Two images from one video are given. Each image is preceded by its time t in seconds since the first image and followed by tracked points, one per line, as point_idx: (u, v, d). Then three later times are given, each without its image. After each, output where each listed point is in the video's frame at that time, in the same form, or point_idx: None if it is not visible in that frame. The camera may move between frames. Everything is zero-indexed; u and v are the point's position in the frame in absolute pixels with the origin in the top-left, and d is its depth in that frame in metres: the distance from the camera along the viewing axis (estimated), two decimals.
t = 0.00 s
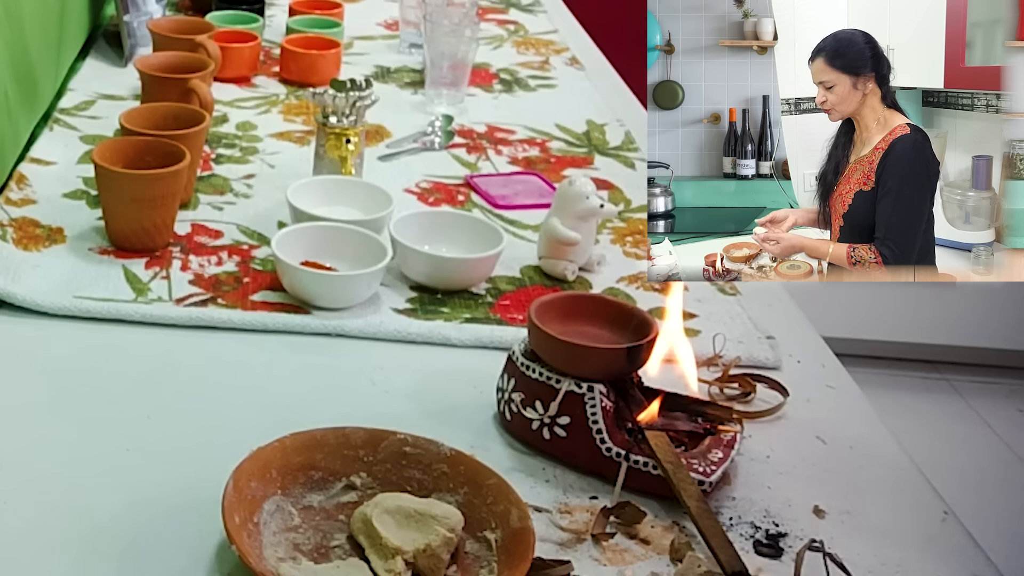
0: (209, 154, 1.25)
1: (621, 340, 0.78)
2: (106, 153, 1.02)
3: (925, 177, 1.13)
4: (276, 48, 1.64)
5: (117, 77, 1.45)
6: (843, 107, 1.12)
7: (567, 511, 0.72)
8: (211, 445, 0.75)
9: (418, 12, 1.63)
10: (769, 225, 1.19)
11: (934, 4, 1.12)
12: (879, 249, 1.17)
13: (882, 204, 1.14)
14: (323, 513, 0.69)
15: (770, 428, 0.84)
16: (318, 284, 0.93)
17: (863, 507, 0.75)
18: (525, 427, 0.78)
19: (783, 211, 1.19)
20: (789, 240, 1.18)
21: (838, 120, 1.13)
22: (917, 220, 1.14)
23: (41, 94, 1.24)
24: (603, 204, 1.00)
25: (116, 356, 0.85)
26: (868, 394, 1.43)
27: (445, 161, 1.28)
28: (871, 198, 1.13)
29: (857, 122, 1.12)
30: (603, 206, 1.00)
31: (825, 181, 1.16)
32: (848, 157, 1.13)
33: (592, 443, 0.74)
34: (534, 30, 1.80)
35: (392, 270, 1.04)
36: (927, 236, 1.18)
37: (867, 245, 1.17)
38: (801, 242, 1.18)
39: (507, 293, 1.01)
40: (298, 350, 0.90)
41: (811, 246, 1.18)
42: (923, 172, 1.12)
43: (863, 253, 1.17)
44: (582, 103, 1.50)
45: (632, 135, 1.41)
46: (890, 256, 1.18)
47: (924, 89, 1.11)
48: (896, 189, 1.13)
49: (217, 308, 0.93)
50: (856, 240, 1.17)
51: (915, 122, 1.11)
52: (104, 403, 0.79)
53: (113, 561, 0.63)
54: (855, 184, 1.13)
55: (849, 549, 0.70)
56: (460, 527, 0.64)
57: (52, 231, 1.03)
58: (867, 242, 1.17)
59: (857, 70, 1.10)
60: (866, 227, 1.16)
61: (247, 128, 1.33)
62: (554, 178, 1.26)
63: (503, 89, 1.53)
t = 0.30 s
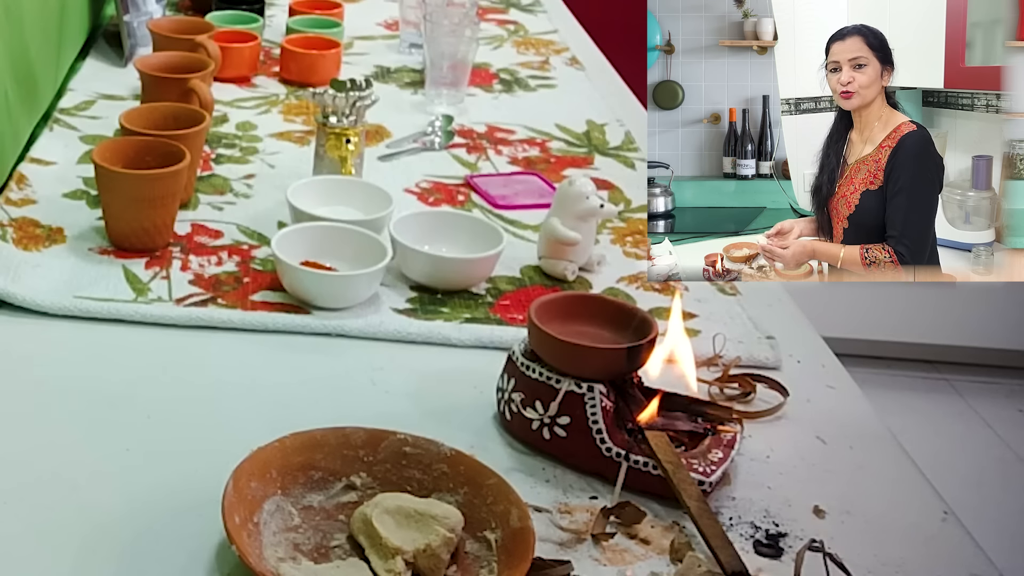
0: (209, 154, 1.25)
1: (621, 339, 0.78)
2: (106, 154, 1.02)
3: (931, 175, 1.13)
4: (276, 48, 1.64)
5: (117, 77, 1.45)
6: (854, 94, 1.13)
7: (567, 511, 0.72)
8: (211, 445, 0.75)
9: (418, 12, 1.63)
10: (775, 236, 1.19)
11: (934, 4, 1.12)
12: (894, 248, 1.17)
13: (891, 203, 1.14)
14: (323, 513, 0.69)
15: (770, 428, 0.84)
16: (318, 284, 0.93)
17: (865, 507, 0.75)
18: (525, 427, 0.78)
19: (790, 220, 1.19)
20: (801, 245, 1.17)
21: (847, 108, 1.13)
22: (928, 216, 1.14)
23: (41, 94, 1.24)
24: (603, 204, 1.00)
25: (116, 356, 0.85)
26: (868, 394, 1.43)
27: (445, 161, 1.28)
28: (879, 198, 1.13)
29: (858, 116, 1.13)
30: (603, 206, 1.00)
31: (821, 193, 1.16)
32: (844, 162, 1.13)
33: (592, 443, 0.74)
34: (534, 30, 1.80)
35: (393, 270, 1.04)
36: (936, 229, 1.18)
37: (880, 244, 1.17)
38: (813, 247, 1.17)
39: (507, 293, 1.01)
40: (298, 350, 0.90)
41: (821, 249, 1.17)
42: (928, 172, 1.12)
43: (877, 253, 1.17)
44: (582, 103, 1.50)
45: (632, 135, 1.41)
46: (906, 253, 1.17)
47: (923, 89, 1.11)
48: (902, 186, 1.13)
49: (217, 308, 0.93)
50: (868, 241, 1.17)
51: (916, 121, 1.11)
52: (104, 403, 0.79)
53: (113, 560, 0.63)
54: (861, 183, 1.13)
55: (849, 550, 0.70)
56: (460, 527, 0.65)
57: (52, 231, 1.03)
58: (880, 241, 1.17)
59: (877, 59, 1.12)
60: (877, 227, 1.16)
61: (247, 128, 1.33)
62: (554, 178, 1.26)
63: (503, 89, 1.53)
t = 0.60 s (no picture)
0: (209, 154, 1.25)
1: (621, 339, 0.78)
2: (106, 153, 1.02)
3: (935, 177, 1.12)
4: (276, 48, 1.64)
5: (117, 77, 1.45)
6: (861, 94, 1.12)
7: (567, 511, 0.72)
8: (211, 445, 0.75)
9: (418, 12, 1.63)
10: (774, 235, 1.19)
11: (935, 3, 1.11)
12: (897, 252, 1.16)
13: (895, 205, 1.13)
14: (323, 513, 0.69)
15: (770, 428, 0.84)
16: (318, 284, 0.93)
17: (865, 507, 0.75)
18: (525, 427, 0.78)
19: (791, 220, 1.18)
20: (802, 246, 1.17)
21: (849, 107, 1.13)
22: (932, 217, 1.14)
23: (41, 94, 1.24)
24: (603, 204, 1.00)
25: (115, 356, 0.85)
26: (868, 394, 1.43)
27: (445, 161, 1.28)
28: (883, 200, 1.12)
29: (862, 116, 1.12)
30: (603, 206, 1.00)
31: (823, 196, 1.16)
32: (847, 164, 1.13)
33: (592, 443, 0.74)
34: (534, 30, 1.80)
35: (393, 270, 1.04)
36: (940, 231, 1.17)
37: (883, 247, 1.16)
38: (816, 250, 1.17)
39: (507, 293, 1.01)
40: (298, 350, 0.90)
41: (823, 252, 1.17)
42: (932, 174, 1.12)
43: (880, 256, 1.17)
44: (581, 103, 1.50)
45: (632, 135, 1.41)
46: (908, 256, 1.17)
47: (923, 89, 1.10)
48: (907, 188, 1.12)
49: (217, 308, 0.93)
50: (870, 244, 1.16)
51: (920, 121, 1.10)
52: (104, 403, 0.79)
53: (113, 560, 0.63)
54: (864, 185, 1.12)
55: (849, 550, 0.70)
56: (460, 527, 0.65)
57: (52, 231, 1.03)
58: (883, 245, 1.16)
59: (885, 59, 1.11)
60: (880, 230, 1.15)
61: (247, 128, 1.33)
62: (554, 178, 1.26)
63: (503, 89, 1.53)
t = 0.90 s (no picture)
0: (209, 154, 1.25)
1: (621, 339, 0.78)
2: (106, 154, 1.02)
3: (937, 178, 1.13)
4: (276, 48, 1.64)
5: (117, 77, 1.45)
6: (865, 93, 1.12)
7: (567, 511, 0.72)
8: (211, 445, 0.75)
9: (418, 12, 1.63)
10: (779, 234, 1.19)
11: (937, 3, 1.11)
12: (898, 253, 1.17)
13: (895, 205, 1.13)
14: (323, 513, 0.69)
15: (770, 428, 0.84)
16: (318, 284, 0.93)
17: (865, 507, 0.75)
18: (525, 427, 0.78)
19: (793, 220, 1.18)
20: (803, 246, 1.17)
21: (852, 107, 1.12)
22: (932, 218, 1.15)
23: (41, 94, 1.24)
24: (603, 204, 1.00)
25: (115, 356, 0.85)
26: (867, 394, 1.43)
27: (444, 161, 1.28)
28: (883, 201, 1.12)
29: (864, 116, 1.12)
30: (603, 206, 1.00)
31: (824, 196, 1.15)
32: (849, 164, 1.13)
33: (592, 443, 0.74)
34: (534, 30, 1.80)
35: (393, 270, 1.04)
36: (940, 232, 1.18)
37: (883, 249, 1.17)
38: (816, 250, 1.17)
39: (507, 293, 1.01)
40: (298, 350, 0.90)
41: (824, 252, 1.17)
42: (932, 175, 1.12)
43: (880, 257, 1.17)
44: (582, 103, 1.50)
45: (632, 135, 1.41)
46: (908, 257, 1.18)
47: (923, 89, 1.10)
48: (908, 189, 1.12)
49: (217, 308, 0.93)
50: (870, 245, 1.17)
51: (921, 121, 1.11)
52: (104, 403, 0.79)
53: (112, 561, 0.63)
54: (865, 186, 1.12)
55: (849, 550, 0.70)
56: (460, 527, 0.65)
57: (52, 231, 1.03)
58: (884, 246, 1.17)
59: (888, 59, 1.11)
60: (881, 232, 1.16)
61: (247, 128, 1.33)
62: (554, 178, 1.26)
63: (503, 89, 1.53)
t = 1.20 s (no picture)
0: (209, 154, 1.25)
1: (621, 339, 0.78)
2: (106, 153, 1.02)
3: (938, 181, 1.12)
4: (276, 48, 1.64)
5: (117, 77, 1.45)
6: (863, 97, 1.12)
7: (567, 511, 0.72)
8: (211, 445, 0.75)
9: (418, 12, 1.63)
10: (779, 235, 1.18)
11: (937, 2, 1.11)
12: (900, 253, 1.15)
13: (896, 205, 1.12)
14: (323, 513, 0.69)
15: (770, 428, 0.84)
16: (318, 284, 0.93)
17: (865, 507, 0.75)
18: (525, 427, 0.78)
19: (793, 220, 1.18)
20: (803, 247, 1.17)
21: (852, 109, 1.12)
22: (934, 219, 1.13)
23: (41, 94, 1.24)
24: (603, 204, 1.00)
25: (115, 356, 0.85)
26: (868, 393, 1.43)
27: (444, 161, 1.28)
28: (884, 201, 1.11)
29: (864, 118, 1.13)
30: (602, 206, 1.00)
31: (826, 193, 1.14)
32: (850, 163, 1.12)
33: (592, 443, 0.74)
34: (534, 30, 1.80)
35: (393, 270, 1.04)
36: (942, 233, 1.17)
37: (886, 249, 1.15)
38: (816, 251, 1.16)
39: (507, 293, 1.01)
40: (298, 350, 0.90)
41: (825, 254, 1.16)
42: (933, 175, 1.11)
43: (882, 258, 1.15)
44: (581, 103, 1.50)
45: (632, 135, 1.41)
46: (910, 258, 1.16)
47: (923, 89, 1.10)
48: (910, 190, 1.11)
49: (217, 308, 0.93)
50: (871, 245, 1.16)
51: (921, 122, 1.10)
52: (104, 403, 0.79)
53: (112, 561, 0.63)
54: (867, 186, 1.11)
55: (849, 550, 0.70)
56: (460, 527, 0.65)
57: (52, 231, 1.03)
58: (885, 246, 1.15)
59: (890, 64, 1.11)
60: (882, 232, 1.15)
61: (247, 128, 1.33)
62: (553, 178, 1.26)
63: (503, 89, 1.53)
